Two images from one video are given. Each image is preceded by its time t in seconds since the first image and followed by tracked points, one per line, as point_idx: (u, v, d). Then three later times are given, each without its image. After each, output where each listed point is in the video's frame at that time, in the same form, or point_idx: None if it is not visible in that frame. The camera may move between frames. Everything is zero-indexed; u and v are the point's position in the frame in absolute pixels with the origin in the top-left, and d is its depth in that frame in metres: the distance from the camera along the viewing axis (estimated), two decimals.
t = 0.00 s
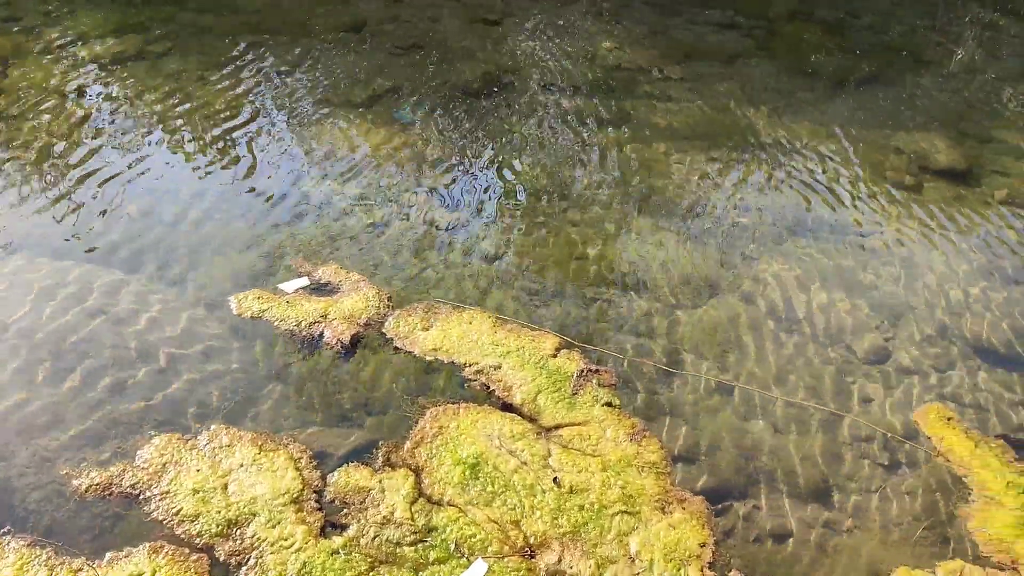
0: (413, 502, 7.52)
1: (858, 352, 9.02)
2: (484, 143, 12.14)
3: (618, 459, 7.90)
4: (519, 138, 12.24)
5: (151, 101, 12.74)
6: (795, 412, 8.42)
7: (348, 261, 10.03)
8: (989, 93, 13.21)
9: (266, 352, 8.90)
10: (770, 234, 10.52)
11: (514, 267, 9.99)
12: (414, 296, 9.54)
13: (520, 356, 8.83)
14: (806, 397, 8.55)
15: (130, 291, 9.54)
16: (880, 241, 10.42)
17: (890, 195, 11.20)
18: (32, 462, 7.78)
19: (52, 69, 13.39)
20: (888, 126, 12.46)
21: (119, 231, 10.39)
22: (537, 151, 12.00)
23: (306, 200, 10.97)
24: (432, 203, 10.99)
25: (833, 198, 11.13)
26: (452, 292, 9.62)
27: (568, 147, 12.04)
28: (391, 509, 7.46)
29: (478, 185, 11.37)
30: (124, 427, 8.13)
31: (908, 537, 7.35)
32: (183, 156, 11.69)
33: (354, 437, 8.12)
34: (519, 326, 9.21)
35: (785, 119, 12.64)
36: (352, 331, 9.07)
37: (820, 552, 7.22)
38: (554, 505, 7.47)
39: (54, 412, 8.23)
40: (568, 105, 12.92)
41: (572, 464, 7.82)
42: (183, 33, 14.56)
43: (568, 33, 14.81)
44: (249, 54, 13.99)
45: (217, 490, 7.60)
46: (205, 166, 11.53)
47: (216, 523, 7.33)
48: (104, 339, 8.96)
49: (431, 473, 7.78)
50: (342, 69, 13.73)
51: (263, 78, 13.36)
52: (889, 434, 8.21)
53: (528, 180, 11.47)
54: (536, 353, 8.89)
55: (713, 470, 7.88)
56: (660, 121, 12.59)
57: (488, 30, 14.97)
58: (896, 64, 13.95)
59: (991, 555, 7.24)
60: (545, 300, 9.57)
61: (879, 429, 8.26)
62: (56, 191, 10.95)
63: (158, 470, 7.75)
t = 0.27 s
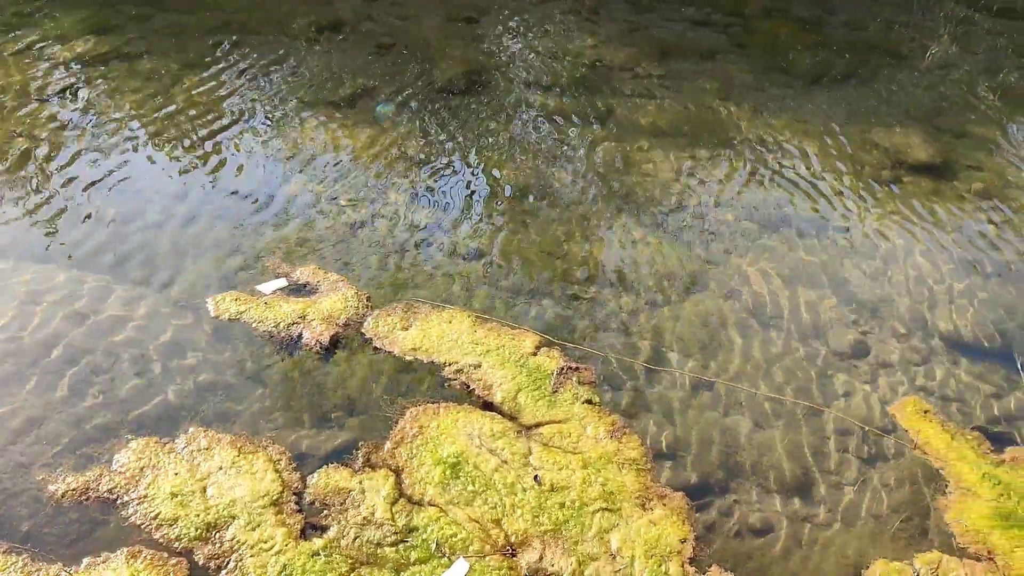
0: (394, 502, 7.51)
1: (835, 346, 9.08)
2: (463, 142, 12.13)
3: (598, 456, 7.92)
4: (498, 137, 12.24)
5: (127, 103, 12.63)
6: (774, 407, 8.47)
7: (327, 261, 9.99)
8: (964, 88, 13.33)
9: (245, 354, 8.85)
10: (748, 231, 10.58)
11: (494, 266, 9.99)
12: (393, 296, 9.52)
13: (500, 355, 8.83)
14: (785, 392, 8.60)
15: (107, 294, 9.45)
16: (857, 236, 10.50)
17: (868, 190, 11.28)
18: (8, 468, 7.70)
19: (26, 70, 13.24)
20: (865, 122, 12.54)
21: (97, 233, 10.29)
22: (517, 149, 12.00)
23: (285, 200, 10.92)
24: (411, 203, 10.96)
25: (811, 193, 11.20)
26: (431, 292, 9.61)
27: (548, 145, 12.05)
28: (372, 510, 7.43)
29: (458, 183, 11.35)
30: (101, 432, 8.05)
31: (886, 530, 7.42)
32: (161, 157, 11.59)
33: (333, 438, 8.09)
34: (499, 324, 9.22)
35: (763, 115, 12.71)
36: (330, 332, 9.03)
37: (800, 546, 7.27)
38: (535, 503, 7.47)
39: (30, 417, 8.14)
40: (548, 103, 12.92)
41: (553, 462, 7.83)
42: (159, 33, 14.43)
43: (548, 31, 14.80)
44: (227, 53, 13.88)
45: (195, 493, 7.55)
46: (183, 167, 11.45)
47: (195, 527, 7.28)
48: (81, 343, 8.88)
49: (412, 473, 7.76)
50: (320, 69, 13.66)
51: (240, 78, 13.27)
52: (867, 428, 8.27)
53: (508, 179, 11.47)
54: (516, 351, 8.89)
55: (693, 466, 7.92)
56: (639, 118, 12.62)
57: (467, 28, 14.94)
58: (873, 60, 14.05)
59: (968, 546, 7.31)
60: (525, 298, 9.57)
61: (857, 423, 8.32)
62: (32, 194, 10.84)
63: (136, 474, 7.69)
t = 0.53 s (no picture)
0: (373, 503, 7.48)
1: (811, 341, 9.15)
2: (442, 141, 12.12)
3: (577, 453, 7.93)
4: (477, 136, 12.24)
5: (103, 104, 12.53)
6: (750, 402, 8.52)
7: (304, 261, 9.96)
8: (938, 84, 13.45)
9: (221, 356, 8.80)
10: (726, 227, 10.63)
11: (472, 265, 9.99)
12: (371, 296, 9.50)
13: (478, 354, 8.84)
14: (761, 388, 8.65)
15: (83, 297, 9.37)
16: (834, 232, 10.58)
17: (845, 186, 11.37)
18: None
19: None
20: (841, 118, 12.64)
21: (72, 235, 10.19)
22: (496, 148, 12.00)
23: (263, 201, 10.87)
24: (389, 202, 10.94)
25: (788, 190, 11.27)
26: (408, 291, 9.59)
27: (527, 144, 12.06)
28: (350, 510, 7.40)
29: (436, 182, 11.35)
30: (76, 436, 7.98)
31: (863, 523, 7.48)
32: (137, 158, 11.51)
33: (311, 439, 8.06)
34: (477, 323, 9.22)
35: (740, 112, 12.78)
36: (307, 332, 9.00)
37: (778, 540, 7.33)
38: (514, 501, 7.48)
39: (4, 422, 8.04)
40: (526, 101, 12.93)
41: (532, 460, 7.84)
42: (135, 34, 14.32)
43: (527, 29, 14.81)
44: (204, 54, 13.79)
45: (171, 497, 7.49)
46: (161, 168, 11.37)
47: (172, 531, 7.21)
48: (56, 346, 8.78)
49: (390, 473, 7.74)
50: (298, 69, 13.60)
51: (217, 78, 13.19)
52: (843, 422, 8.34)
53: (487, 177, 11.47)
54: (494, 350, 8.90)
55: (671, 462, 7.95)
56: (618, 116, 12.65)
57: (446, 27, 14.93)
58: (849, 57, 14.16)
59: (943, 537, 7.38)
60: (502, 296, 9.58)
61: (833, 417, 8.38)
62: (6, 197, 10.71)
63: (111, 478, 7.63)
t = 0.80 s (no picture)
0: (349, 504, 7.45)
1: (786, 337, 9.21)
2: (419, 141, 12.10)
3: (555, 452, 7.95)
4: (455, 135, 12.22)
5: (77, 106, 12.40)
6: (726, 399, 8.57)
7: (280, 263, 9.91)
8: (912, 81, 13.58)
9: (196, 359, 8.74)
10: (703, 225, 10.68)
11: (449, 265, 9.98)
12: (347, 297, 9.47)
13: (455, 354, 8.84)
14: (737, 385, 8.70)
15: (57, 301, 9.27)
16: (809, 228, 10.65)
17: (820, 183, 11.45)
18: None
19: None
20: (817, 116, 12.72)
21: (46, 238, 10.09)
22: (473, 148, 11.99)
23: (239, 202, 10.80)
24: (367, 203, 10.90)
25: (765, 187, 11.34)
26: (385, 292, 9.57)
27: (505, 143, 12.06)
28: (327, 512, 7.36)
29: (414, 183, 11.32)
30: (49, 442, 7.89)
31: (838, 517, 7.54)
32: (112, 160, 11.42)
33: (287, 441, 8.02)
34: (454, 323, 9.22)
35: (717, 110, 12.84)
36: (282, 334, 8.96)
37: (755, 535, 7.37)
38: (491, 501, 7.47)
39: None
40: (504, 101, 12.93)
41: (509, 459, 7.84)
42: (110, 35, 14.19)
43: (504, 28, 14.81)
44: (179, 55, 13.69)
45: (145, 501, 7.42)
46: (136, 170, 11.29)
47: (146, 535, 7.14)
48: (28, 351, 8.68)
49: (367, 475, 7.72)
50: (274, 69, 13.52)
51: (193, 79, 13.09)
52: (818, 417, 8.40)
53: (465, 177, 11.46)
54: (471, 350, 8.90)
55: (648, 460, 7.97)
56: (595, 115, 12.68)
57: (424, 26, 14.90)
58: (824, 54, 14.26)
59: (918, 530, 7.44)
60: (479, 296, 9.58)
61: (808, 413, 8.44)
62: None
63: (84, 483, 7.55)
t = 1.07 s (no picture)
0: (325, 507, 7.43)
1: (761, 334, 9.26)
2: (397, 141, 12.07)
3: (531, 451, 7.96)
4: (433, 135, 12.20)
5: (50, 109, 12.28)
6: (702, 396, 8.61)
7: (255, 265, 9.86)
8: (887, 78, 13.70)
9: (171, 362, 8.68)
10: (680, 223, 10.72)
11: (426, 265, 9.97)
12: (323, 299, 9.44)
13: (431, 354, 8.83)
14: (712, 382, 8.75)
15: (29, 305, 9.17)
16: (785, 225, 10.72)
17: (796, 180, 11.53)
18: None
19: None
20: (793, 114, 12.80)
21: (17, 242, 9.97)
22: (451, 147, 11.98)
23: (214, 203, 10.73)
24: (344, 204, 10.87)
25: (741, 185, 11.40)
26: (361, 293, 9.55)
27: (483, 143, 12.05)
28: (302, 515, 7.34)
29: (392, 183, 11.29)
30: (20, 447, 7.81)
31: (812, 512, 7.60)
32: (85, 163, 11.31)
33: (261, 444, 7.99)
34: (430, 323, 9.21)
35: (694, 109, 12.90)
36: (257, 337, 8.92)
37: (730, 531, 7.41)
38: (468, 501, 7.47)
39: None
40: (482, 100, 12.92)
41: (485, 459, 7.84)
42: (84, 37, 14.05)
43: (482, 28, 14.80)
44: (154, 56, 13.58)
45: (118, 506, 7.37)
46: (110, 172, 11.18)
47: (119, 541, 7.09)
48: None
49: (343, 477, 7.69)
50: (250, 70, 13.44)
51: (168, 81, 12.99)
52: (793, 413, 8.46)
53: (443, 177, 11.45)
54: (447, 350, 8.90)
55: (624, 457, 8.00)
56: (573, 114, 12.70)
57: (401, 26, 14.87)
58: (800, 52, 14.36)
59: (891, 524, 7.51)
60: (455, 296, 9.58)
61: (783, 409, 8.50)
62: None
63: (56, 489, 7.48)
